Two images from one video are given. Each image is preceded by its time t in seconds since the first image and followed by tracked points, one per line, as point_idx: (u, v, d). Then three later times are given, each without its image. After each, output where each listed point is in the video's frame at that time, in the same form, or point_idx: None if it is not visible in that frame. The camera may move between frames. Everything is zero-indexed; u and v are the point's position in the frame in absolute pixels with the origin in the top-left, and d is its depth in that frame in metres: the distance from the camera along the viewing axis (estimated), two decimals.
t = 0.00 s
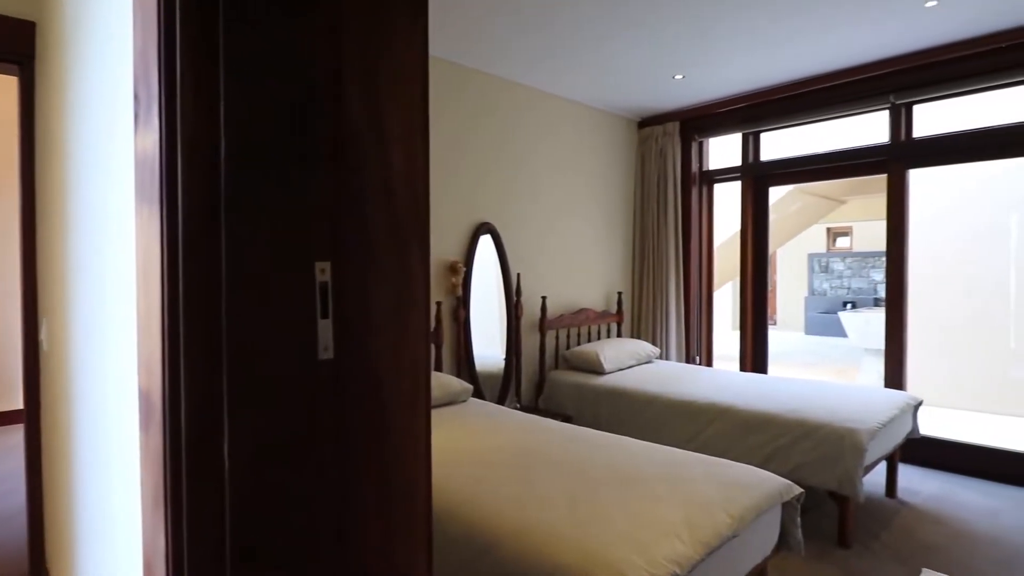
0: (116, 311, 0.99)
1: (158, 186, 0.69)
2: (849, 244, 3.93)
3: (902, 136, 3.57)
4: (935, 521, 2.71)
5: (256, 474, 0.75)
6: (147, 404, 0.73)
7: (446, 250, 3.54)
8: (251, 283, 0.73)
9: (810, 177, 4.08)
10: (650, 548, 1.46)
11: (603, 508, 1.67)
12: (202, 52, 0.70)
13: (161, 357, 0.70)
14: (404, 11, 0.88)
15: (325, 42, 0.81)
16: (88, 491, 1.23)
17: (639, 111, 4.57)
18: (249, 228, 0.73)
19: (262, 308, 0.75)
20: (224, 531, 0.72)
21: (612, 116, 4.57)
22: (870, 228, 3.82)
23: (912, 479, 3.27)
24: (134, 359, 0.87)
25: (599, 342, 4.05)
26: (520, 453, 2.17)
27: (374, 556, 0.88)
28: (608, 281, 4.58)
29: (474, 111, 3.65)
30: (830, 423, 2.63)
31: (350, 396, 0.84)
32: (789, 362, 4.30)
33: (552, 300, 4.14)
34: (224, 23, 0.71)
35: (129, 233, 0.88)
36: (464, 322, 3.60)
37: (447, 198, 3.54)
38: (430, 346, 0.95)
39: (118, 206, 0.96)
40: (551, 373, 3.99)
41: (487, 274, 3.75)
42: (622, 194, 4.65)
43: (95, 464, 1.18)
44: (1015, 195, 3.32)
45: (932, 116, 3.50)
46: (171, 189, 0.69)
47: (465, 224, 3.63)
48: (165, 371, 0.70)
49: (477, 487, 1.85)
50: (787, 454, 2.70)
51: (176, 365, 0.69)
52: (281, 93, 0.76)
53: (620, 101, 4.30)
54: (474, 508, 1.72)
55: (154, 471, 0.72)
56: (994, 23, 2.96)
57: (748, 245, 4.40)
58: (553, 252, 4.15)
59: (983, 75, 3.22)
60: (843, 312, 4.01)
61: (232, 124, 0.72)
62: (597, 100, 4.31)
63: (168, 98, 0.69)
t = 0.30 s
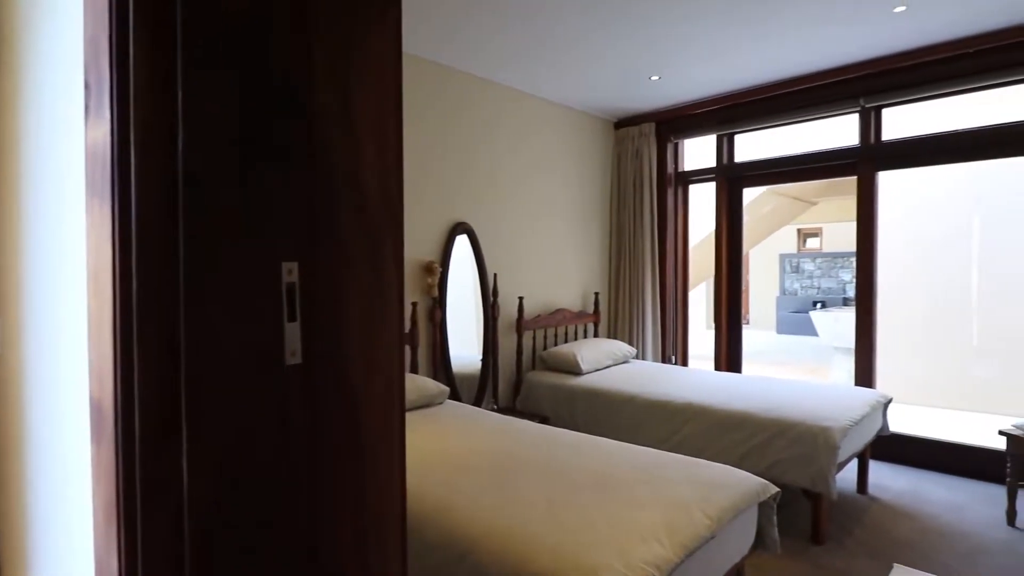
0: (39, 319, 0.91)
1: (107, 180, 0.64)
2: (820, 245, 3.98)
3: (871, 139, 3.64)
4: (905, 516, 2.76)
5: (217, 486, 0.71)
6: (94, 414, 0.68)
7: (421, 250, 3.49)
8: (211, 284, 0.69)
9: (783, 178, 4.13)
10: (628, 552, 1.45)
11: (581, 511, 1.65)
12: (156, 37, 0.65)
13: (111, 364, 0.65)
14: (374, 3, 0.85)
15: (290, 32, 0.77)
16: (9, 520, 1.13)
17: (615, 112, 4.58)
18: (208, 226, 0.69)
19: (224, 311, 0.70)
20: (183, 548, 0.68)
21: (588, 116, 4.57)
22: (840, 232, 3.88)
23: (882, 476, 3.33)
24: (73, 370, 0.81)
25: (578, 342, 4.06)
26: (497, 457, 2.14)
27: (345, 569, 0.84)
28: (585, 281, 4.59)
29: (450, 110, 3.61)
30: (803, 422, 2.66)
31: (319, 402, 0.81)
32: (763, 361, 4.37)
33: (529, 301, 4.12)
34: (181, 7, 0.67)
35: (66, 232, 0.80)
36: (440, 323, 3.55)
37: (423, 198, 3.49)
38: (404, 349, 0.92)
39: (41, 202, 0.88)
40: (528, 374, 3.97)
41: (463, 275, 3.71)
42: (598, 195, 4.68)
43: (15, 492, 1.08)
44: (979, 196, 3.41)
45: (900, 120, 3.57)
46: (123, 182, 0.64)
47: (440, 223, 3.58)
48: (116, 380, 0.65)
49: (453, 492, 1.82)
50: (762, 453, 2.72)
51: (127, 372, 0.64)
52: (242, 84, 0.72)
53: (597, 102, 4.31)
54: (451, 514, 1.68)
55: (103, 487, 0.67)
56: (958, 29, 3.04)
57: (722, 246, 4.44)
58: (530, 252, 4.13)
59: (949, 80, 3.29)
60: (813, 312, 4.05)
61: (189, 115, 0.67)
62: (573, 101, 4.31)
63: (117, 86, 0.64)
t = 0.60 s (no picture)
0: None
1: (56, 172, 0.60)
2: (794, 245, 4.04)
3: (845, 141, 3.70)
4: (880, 513, 2.80)
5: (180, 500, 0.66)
6: (42, 425, 0.63)
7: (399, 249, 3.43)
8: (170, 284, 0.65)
9: (759, 179, 4.17)
10: (611, 554, 1.43)
11: (563, 513, 1.63)
12: (111, 20, 0.61)
13: (61, 370, 0.60)
14: None
15: (257, 19, 0.73)
16: None
17: (594, 112, 4.58)
18: (167, 222, 0.65)
19: (185, 313, 0.66)
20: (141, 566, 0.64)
21: (567, 116, 4.56)
22: (812, 233, 3.95)
23: (857, 472, 3.38)
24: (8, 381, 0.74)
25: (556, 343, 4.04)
26: (477, 459, 2.11)
27: None
28: (564, 281, 4.57)
29: (428, 108, 3.56)
30: (781, 420, 2.67)
31: (289, 409, 0.76)
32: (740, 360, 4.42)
33: (508, 301, 4.10)
34: None
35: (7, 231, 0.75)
36: (419, 323, 3.50)
37: (400, 196, 3.43)
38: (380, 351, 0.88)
39: None
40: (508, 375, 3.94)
41: (441, 275, 3.66)
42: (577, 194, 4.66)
43: None
44: (951, 197, 3.46)
45: (874, 121, 3.63)
46: (74, 175, 0.60)
47: (419, 223, 3.53)
48: (65, 387, 0.60)
49: (432, 496, 1.78)
50: (741, 451, 2.74)
51: (79, 378, 0.60)
52: (207, 73, 0.68)
53: (576, 101, 4.30)
54: (430, 519, 1.65)
55: (53, 502, 0.62)
56: (931, 33, 3.10)
57: (700, 246, 4.47)
58: (510, 252, 4.10)
59: (922, 83, 3.35)
60: (789, 311, 4.09)
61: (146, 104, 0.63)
62: (552, 100, 4.29)
63: (67, 72, 0.59)
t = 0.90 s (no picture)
0: None
1: None
2: (770, 245, 4.07)
3: (823, 141, 3.73)
4: (859, 509, 2.82)
5: (141, 507, 0.63)
6: None
7: (379, 247, 3.37)
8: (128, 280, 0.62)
9: (738, 179, 4.19)
10: (595, 556, 1.40)
11: (546, 515, 1.60)
12: None
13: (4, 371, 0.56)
14: None
15: (219, 13, 0.72)
16: None
17: (575, 110, 4.56)
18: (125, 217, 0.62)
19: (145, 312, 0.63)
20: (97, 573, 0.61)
21: (548, 114, 4.54)
22: (789, 233, 3.99)
23: (835, 469, 3.41)
24: None
25: (536, 343, 4.00)
26: (457, 461, 2.07)
27: None
28: (546, 280, 4.55)
29: (408, 105, 3.52)
30: (761, 418, 2.68)
31: (254, 407, 0.74)
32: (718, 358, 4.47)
33: (489, 300, 4.06)
34: None
35: None
36: (398, 323, 3.44)
37: (380, 193, 3.37)
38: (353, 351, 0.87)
39: None
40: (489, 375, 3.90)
41: (421, 274, 3.60)
42: (558, 192, 4.64)
43: None
44: (927, 197, 3.50)
45: (851, 122, 3.67)
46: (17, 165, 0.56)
47: (397, 221, 3.47)
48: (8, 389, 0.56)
49: (411, 501, 1.73)
50: (722, 450, 2.74)
51: (23, 378, 0.57)
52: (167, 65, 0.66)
53: (557, 99, 4.28)
54: (409, 523, 1.60)
55: None
56: (907, 34, 3.13)
57: (681, 245, 4.48)
58: (491, 251, 4.07)
59: (899, 83, 3.40)
60: (766, 310, 4.15)
61: (100, 94, 0.60)
62: (533, 98, 4.26)
63: (9, 54, 0.56)
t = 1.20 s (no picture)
0: None
1: None
2: (752, 245, 4.07)
3: (805, 141, 3.75)
4: (842, 507, 2.84)
5: (97, 509, 0.62)
6: None
7: (360, 246, 3.31)
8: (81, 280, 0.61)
9: (721, 178, 4.20)
10: (581, 559, 1.38)
11: (530, 518, 1.57)
12: None
13: None
14: None
15: None
16: None
17: (559, 108, 4.54)
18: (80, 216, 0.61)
19: (98, 312, 0.62)
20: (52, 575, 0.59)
21: (533, 113, 4.51)
22: (771, 232, 4.00)
23: (818, 467, 3.44)
24: None
25: (519, 343, 3.96)
26: (440, 464, 2.03)
27: None
28: (530, 280, 4.52)
29: (392, 101, 3.46)
30: (746, 417, 2.68)
31: (221, 404, 0.73)
32: (702, 357, 4.45)
33: (473, 300, 4.01)
34: None
35: None
36: (380, 323, 3.39)
37: (362, 190, 3.31)
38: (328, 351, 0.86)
39: None
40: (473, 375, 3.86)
41: (404, 273, 3.55)
42: (542, 191, 4.62)
43: None
44: (906, 197, 3.54)
45: (832, 122, 3.70)
46: None
47: (379, 219, 3.40)
48: None
49: (393, 506, 1.69)
50: (707, 449, 2.73)
51: None
52: (127, 62, 0.65)
53: (541, 98, 4.25)
54: (391, 529, 1.56)
55: None
56: (887, 35, 3.16)
57: (665, 244, 4.48)
58: (474, 250, 4.03)
59: (880, 84, 3.43)
60: (748, 309, 4.14)
61: (51, 86, 0.58)
62: (517, 96, 4.23)
63: None
